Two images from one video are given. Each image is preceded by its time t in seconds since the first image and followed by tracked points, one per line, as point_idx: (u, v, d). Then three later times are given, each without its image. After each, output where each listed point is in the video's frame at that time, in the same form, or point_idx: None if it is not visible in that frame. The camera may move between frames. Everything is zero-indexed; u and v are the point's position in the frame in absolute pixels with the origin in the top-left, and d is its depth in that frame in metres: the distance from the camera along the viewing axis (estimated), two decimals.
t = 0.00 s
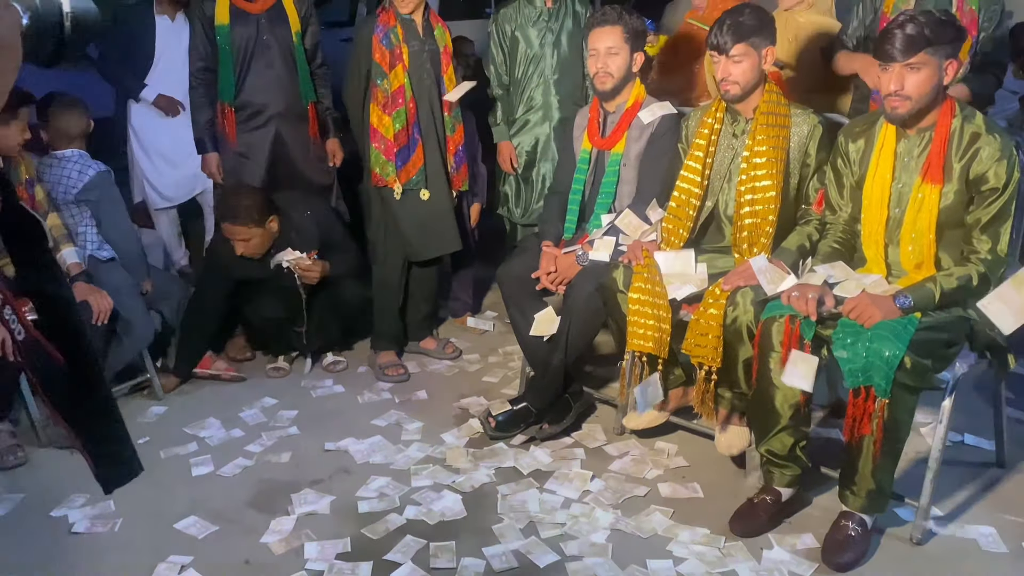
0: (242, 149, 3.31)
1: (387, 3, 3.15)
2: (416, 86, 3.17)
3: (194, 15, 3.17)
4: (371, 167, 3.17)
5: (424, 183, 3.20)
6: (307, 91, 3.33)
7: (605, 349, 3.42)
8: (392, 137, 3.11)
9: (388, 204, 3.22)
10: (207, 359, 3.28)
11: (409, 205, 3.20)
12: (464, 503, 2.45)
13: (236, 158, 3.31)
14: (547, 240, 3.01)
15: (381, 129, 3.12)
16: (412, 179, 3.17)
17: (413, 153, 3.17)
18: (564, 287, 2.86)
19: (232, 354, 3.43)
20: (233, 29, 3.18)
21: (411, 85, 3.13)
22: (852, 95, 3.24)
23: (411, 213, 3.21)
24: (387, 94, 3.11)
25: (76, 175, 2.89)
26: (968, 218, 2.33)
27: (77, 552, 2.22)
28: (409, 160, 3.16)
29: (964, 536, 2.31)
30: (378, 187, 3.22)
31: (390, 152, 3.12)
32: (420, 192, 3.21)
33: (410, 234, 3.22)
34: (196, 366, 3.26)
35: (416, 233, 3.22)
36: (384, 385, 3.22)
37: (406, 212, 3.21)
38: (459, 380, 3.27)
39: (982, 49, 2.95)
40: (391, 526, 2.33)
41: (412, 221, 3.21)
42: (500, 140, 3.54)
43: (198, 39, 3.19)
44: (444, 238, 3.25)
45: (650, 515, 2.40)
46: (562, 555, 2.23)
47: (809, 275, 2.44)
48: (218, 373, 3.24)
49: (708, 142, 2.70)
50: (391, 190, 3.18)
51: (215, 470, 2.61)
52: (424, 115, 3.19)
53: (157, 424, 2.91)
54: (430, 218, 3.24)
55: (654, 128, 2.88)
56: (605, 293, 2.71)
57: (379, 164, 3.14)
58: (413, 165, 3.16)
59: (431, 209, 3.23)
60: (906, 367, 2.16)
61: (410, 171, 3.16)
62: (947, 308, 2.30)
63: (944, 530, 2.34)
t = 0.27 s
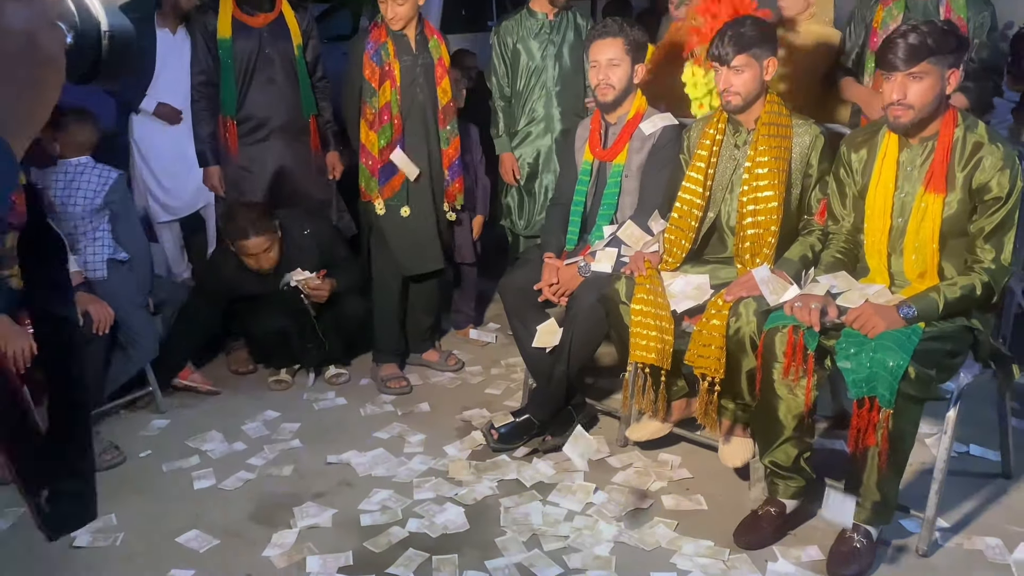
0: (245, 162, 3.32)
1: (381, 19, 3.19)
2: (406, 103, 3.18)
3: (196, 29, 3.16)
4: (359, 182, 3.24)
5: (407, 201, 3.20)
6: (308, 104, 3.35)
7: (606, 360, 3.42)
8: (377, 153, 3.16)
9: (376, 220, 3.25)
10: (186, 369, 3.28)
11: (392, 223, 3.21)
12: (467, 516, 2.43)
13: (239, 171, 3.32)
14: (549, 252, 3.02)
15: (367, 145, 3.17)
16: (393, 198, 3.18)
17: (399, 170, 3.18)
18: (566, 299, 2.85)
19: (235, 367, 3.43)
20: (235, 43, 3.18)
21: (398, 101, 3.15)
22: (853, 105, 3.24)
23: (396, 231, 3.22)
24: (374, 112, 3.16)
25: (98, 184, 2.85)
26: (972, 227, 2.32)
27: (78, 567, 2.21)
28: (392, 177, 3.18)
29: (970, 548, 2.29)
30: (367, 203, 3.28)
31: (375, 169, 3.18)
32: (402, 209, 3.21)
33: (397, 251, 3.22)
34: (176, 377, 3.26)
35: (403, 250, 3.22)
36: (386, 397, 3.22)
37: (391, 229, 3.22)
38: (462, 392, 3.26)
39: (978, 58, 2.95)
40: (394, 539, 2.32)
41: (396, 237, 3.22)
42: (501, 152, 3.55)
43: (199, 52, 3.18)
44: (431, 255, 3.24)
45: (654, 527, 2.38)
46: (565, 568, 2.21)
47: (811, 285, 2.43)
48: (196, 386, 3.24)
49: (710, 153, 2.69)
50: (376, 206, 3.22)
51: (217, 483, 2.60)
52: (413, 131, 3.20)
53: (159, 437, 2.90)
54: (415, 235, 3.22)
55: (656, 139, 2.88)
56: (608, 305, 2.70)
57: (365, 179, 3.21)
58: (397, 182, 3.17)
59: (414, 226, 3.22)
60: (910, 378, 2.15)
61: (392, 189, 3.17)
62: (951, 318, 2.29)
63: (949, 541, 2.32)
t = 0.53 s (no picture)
0: (247, 171, 3.33)
1: (379, 29, 3.20)
2: (406, 113, 3.20)
3: (198, 38, 3.17)
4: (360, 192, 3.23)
5: (407, 210, 3.22)
6: (310, 112, 3.34)
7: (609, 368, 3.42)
8: (377, 163, 3.17)
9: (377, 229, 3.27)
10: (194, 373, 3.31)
11: (392, 232, 3.23)
12: (470, 524, 2.43)
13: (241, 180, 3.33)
14: (551, 259, 3.02)
15: (368, 155, 3.18)
16: (394, 209, 3.21)
17: (399, 179, 3.20)
18: (568, 306, 2.84)
19: (238, 375, 3.43)
20: (237, 52, 3.19)
21: (398, 112, 3.17)
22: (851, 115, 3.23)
23: (397, 239, 3.24)
24: (374, 122, 3.17)
25: (113, 190, 2.86)
26: (974, 233, 2.32)
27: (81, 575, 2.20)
28: (393, 187, 3.20)
29: (974, 555, 2.28)
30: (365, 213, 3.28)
31: (375, 178, 3.19)
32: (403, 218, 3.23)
33: (400, 259, 3.25)
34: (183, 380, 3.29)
35: (405, 257, 3.24)
36: (389, 405, 3.22)
37: (393, 238, 3.24)
38: (464, 400, 3.26)
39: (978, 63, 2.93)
40: (397, 547, 2.32)
41: (398, 246, 3.25)
42: (504, 159, 3.56)
43: (202, 62, 3.19)
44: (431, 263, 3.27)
45: (657, 535, 2.38)
46: None
47: (814, 291, 2.44)
48: (199, 392, 3.25)
49: (712, 159, 2.70)
50: (376, 215, 3.24)
51: (219, 491, 2.60)
52: (412, 141, 3.22)
53: (162, 445, 2.90)
54: (416, 244, 3.24)
55: (657, 146, 2.88)
56: (610, 312, 2.70)
57: (366, 189, 3.22)
58: (397, 193, 3.20)
59: (414, 235, 3.24)
60: (913, 384, 2.14)
61: (393, 199, 3.20)
62: (953, 324, 2.29)
63: (954, 548, 2.31)
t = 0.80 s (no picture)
0: (249, 183, 3.33)
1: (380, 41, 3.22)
2: (406, 125, 3.21)
3: (199, 51, 3.18)
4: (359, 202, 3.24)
5: (407, 220, 3.22)
6: (310, 124, 3.37)
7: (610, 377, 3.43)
8: (377, 174, 3.18)
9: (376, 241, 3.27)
10: (195, 384, 3.31)
11: (392, 243, 3.23)
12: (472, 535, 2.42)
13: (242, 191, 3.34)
14: (552, 269, 3.02)
15: (369, 166, 3.20)
16: (392, 219, 3.20)
17: (398, 190, 3.21)
18: (570, 316, 2.86)
19: (240, 386, 3.43)
20: (238, 64, 3.20)
21: (398, 123, 3.17)
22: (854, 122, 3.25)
23: (397, 249, 3.23)
24: (374, 133, 3.18)
25: (118, 202, 2.88)
26: (976, 242, 2.32)
27: None
28: (392, 198, 3.20)
29: (980, 565, 2.27)
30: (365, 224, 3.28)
31: (375, 190, 3.20)
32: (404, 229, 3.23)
33: (402, 269, 3.25)
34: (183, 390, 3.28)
35: (406, 268, 3.25)
36: (391, 416, 3.21)
37: (393, 248, 3.24)
38: (466, 410, 3.26)
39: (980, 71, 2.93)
40: (398, 559, 2.31)
41: (397, 258, 3.25)
42: (505, 169, 3.58)
43: (203, 74, 3.20)
44: (432, 274, 3.27)
45: (659, 546, 2.37)
46: None
47: (816, 300, 2.44)
48: (201, 402, 3.25)
49: (713, 169, 2.70)
50: (375, 226, 3.23)
51: (221, 503, 2.60)
52: (412, 152, 3.22)
53: (163, 457, 2.90)
54: (417, 255, 3.25)
55: (658, 156, 2.89)
56: (611, 322, 2.71)
57: (366, 201, 3.23)
58: (396, 204, 3.20)
59: (414, 245, 3.24)
60: (916, 394, 2.14)
61: (392, 210, 3.20)
62: (956, 333, 2.29)
63: (959, 558, 2.30)
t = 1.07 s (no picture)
0: (250, 188, 3.33)
1: (383, 46, 3.22)
2: (406, 131, 3.22)
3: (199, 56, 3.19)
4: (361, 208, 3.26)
5: (408, 224, 3.23)
6: (311, 129, 3.36)
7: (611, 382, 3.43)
8: (378, 178, 3.19)
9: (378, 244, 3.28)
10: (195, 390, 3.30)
11: (392, 247, 3.24)
12: (473, 539, 2.42)
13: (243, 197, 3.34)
14: (553, 273, 3.03)
15: (370, 170, 3.20)
16: (395, 223, 3.21)
17: (400, 195, 3.21)
18: (570, 321, 2.84)
19: (240, 391, 3.43)
20: (239, 69, 3.21)
21: (399, 128, 3.18)
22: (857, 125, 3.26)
23: (398, 252, 3.25)
24: (375, 138, 3.18)
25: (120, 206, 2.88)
26: (976, 246, 2.32)
27: None
28: (394, 202, 3.21)
29: (981, 570, 2.26)
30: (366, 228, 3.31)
31: (376, 194, 3.21)
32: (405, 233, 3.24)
33: (403, 273, 3.26)
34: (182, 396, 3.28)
35: (407, 272, 3.25)
36: (392, 421, 3.21)
37: (393, 252, 3.25)
38: (467, 415, 3.26)
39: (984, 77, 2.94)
40: (399, 564, 2.31)
41: (398, 263, 3.26)
42: (510, 171, 3.58)
43: (204, 79, 3.21)
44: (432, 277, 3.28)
45: (660, 550, 2.37)
46: None
47: (816, 305, 2.45)
48: (201, 407, 3.25)
49: (713, 174, 2.71)
50: (376, 230, 3.26)
51: (222, 508, 2.60)
52: (414, 157, 3.23)
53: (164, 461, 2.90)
54: (418, 259, 3.26)
55: (659, 161, 2.89)
56: (612, 327, 2.70)
57: (367, 204, 3.24)
58: (397, 208, 3.20)
59: (415, 249, 3.25)
60: (917, 398, 2.14)
61: (393, 215, 3.21)
62: (956, 337, 2.29)
63: (960, 563, 2.30)
